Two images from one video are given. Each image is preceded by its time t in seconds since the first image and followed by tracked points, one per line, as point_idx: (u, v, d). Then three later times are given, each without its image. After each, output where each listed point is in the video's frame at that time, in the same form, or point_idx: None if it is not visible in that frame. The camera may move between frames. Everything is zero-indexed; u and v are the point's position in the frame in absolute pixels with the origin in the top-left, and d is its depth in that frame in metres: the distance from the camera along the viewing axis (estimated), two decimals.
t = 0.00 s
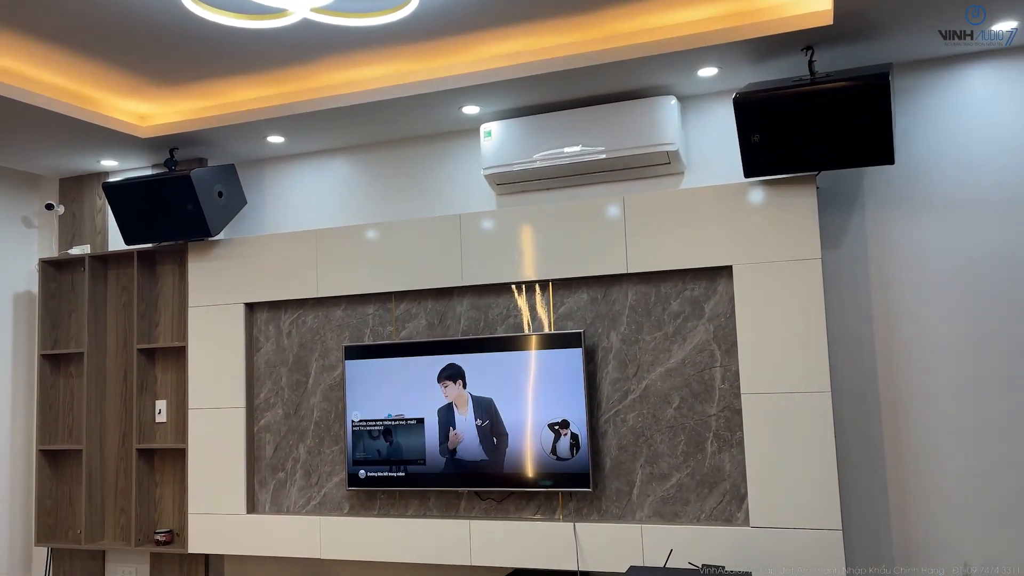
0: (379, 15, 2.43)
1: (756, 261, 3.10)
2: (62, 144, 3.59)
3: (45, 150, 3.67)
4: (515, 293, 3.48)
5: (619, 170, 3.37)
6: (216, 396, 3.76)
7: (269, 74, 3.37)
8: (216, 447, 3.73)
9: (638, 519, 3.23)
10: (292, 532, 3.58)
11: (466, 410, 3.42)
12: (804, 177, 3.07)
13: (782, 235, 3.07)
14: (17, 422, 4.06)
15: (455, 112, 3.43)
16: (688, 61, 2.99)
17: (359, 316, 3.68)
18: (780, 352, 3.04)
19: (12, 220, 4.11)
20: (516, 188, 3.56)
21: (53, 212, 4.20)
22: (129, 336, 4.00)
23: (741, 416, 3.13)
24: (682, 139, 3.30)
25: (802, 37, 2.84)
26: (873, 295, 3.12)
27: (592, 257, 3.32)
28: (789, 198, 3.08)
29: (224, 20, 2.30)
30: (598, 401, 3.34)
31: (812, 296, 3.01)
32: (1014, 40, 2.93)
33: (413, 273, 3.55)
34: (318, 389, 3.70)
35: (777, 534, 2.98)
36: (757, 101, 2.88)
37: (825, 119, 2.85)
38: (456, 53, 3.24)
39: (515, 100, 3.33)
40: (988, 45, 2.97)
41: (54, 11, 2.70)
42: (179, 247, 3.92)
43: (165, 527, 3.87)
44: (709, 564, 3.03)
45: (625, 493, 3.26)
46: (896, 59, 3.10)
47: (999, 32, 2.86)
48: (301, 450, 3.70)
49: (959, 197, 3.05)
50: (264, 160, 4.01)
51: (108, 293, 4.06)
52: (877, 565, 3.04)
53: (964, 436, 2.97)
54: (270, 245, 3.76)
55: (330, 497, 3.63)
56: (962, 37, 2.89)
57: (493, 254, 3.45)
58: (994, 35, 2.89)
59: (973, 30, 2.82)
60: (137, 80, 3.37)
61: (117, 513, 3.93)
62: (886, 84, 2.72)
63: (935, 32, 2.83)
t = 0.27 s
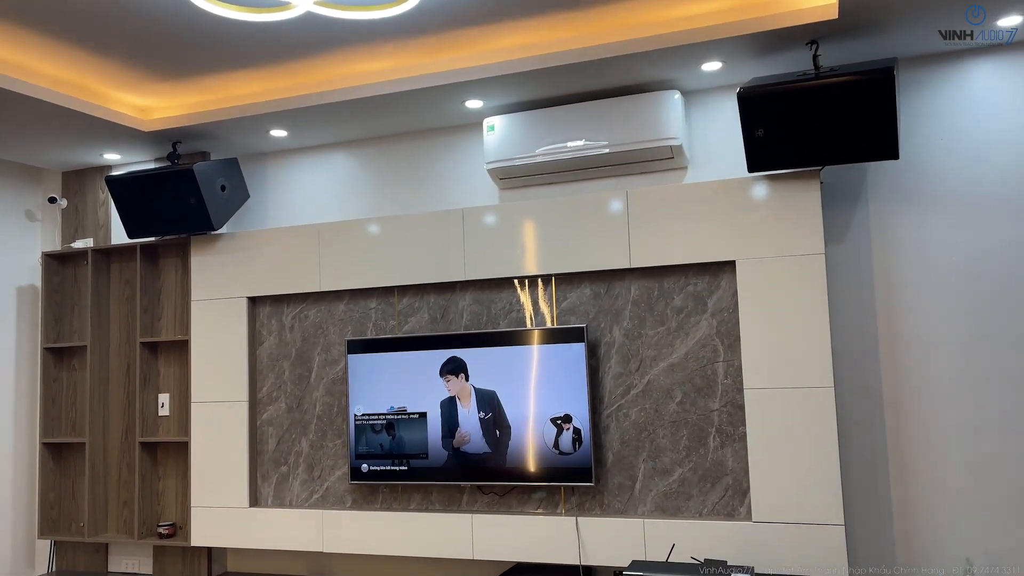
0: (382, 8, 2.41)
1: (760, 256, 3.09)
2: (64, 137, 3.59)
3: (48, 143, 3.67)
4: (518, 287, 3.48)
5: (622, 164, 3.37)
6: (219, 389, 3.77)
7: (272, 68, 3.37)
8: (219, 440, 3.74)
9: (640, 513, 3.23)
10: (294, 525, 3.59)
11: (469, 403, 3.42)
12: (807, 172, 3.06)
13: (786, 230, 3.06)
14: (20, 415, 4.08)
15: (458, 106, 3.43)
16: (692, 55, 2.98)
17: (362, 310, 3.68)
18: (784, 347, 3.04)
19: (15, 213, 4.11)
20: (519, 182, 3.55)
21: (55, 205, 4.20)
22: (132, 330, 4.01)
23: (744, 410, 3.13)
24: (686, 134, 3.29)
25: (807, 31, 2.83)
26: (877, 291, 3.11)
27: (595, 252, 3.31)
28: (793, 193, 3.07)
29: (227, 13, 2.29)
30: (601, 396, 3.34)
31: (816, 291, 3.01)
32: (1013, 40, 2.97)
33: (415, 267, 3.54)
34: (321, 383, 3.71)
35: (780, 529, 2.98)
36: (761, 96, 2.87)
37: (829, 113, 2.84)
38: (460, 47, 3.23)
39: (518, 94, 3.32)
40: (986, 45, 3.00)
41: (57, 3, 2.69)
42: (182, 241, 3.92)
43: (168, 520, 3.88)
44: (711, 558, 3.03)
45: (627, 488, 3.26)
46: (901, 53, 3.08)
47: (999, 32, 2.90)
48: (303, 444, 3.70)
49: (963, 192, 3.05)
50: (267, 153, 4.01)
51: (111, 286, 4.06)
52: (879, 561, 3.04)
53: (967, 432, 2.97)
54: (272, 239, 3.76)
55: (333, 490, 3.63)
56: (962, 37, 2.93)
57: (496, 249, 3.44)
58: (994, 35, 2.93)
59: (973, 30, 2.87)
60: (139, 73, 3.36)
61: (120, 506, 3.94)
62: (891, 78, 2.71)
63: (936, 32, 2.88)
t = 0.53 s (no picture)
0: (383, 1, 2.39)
1: (762, 251, 3.09)
2: (66, 130, 3.59)
3: (49, 135, 3.67)
4: (519, 281, 3.48)
5: (624, 158, 3.36)
6: (221, 382, 3.77)
7: (273, 61, 3.36)
8: (221, 433, 3.74)
9: (641, 507, 3.23)
10: (295, 518, 3.59)
11: (471, 395, 3.42)
12: (810, 166, 3.05)
13: (788, 225, 3.06)
14: (22, 407, 4.08)
15: (459, 99, 3.42)
16: (695, 49, 2.97)
17: (363, 304, 3.68)
18: (785, 342, 3.03)
19: (17, 206, 4.11)
20: (521, 175, 3.55)
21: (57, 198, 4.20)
22: (133, 323, 4.01)
23: (745, 405, 3.13)
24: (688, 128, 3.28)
25: (810, 25, 2.81)
26: (879, 286, 3.11)
27: (596, 246, 3.31)
28: (795, 187, 3.06)
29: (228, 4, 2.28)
30: (602, 390, 3.34)
31: (818, 286, 3.00)
32: (1012, 42, 3.00)
33: (417, 261, 3.54)
34: (322, 376, 3.71)
35: (781, 523, 2.98)
36: (764, 90, 2.86)
37: (832, 107, 2.83)
38: (462, 39, 3.22)
39: (520, 87, 3.31)
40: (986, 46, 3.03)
41: None
42: (184, 234, 3.92)
43: (170, 512, 3.89)
44: (712, 552, 3.04)
45: (628, 482, 3.26)
46: (904, 47, 3.07)
47: (998, 32, 2.94)
48: (305, 437, 3.71)
49: (966, 187, 3.04)
50: (269, 147, 4.00)
51: (113, 279, 4.06)
52: (879, 555, 3.04)
53: (968, 427, 2.97)
54: (274, 232, 3.76)
55: (334, 483, 3.64)
56: (962, 37, 2.98)
57: (497, 243, 3.44)
58: (994, 36, 2.97)
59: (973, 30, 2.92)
60: (140, 66, 3.36)
61: (122, 498, 3.95)
62: (894, 72, 2.70)
63: (936, 32, 2.92)
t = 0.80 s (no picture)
0: None
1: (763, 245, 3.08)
2: (67, 121, 3.58)
3: (50, 127, 3.66)
4: (520, 275, 3.48)
5: (626, 151, 3.35)
6: (222, 374, 3.78)
7: (275, 53, 3.35)
8: (222, 426, 3.75)
9: (641, 500, 3.24)
10: (296, 510, 3.60)
11: (474, 387, 3.42)
12: (812, 160, 3.04)
13: (789, 218, 3.05)
14: (24, 399, 4.09)
15: (461, 92, 3.41)
16: (697, 41, 2.96)
17: (364, 297, 3.69)
18: (786, 336, 3.03)
19: (18, 198, 4.11)
20: (523, 169, 3.54)
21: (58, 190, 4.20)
22: (134, 315, 4.01)
23: (745, 399, 3.13)
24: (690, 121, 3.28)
25: (813, 18, 2.80)
26: (880, 280, 3.10)
27: (598, 240, 3.31)
28: (797, 181, 3.06)
29: None
30: (602, 383, 3.34)
31: (819, 280, 3.00)
32: (1012, 42, 3.00)
33: (418, 254, 3.54)
34: (323, 369, 3.71)
35: (781, 516, 2.99)
36: (766, 83, 2.85)
37: (835, 100, 2.82)
38: (463, 32, 3.21)
39: (522, 80, 3.30)
40: (986, 46, 3.03)
41: None
42: (185, 226, 3.91)
43: (171, 504, 3.90)
44: (712, 546, 3.04)
45: (629, 475, 3.27)
46: (908, 41, 3.06)
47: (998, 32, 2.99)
48: (306, 430, 3.71)
49: (968, 181, 3.03)
50: (270, 139, 4.00)
51: (114, 271, 4.06)
52: (880, 549, 3.04)
53: (969, 421, 2.97)
54: (275, 225, 3.76)
55: (335, 476, 3.65)
56: (962, 37, 3.03)
57: (498, 236, 3.44)
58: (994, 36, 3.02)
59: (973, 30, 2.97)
60: (141, 57, 3.35)
61: (124, 490, 3.96)
62: (897, 65, 2.69)
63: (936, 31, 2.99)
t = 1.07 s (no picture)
0: None
1: (764, 238, 3.08)
2: (67, 113, 3.58)
3: (51, 119, 3.66)
4: (521, 268, 3.48)
5: (627, 144, 3.35)
6: (223, 367, 3.78)
7: (276, 45, 3.35)
8: (223, 418, 3.76)
9: (641, 493, 3.24)
10: (297, 502, 3.61)
11: (477, 380, 3.42)
12: (814, 153, 3.04)
13: (791, 212, 3.05)
14: (25, 391, 4.09)
15: (462, 84, 3.41)
16: (699, 34, 2.95)
17: (365, 290, 3.68)
18: (787, 328, 3.03)
19: (19, 190, 4.11)
20: (524, 162, 3.54)
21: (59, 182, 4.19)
22: (135, 307, 4.01)
23: (746, 392, 3.13)
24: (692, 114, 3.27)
25: (816, 10, 2.80)
26: (881, 274, 3.10)
27: (599, 233, 3.30)
28: (798, 174, 3.05)
29: None
30: (603, 376, 3.34)
31: (820, 274, 2.99)
32: (1013, 42, 2.99)
33: (419, 247, 3.54)
34: (324, 362, 3.71)
35: (781, 510, 2.99)
36: (768, 76, 2.85)
37: (836, 94, 2.82)
38: (465, 24, 3.20)
39: (523, 72, 3.30)
40: (987, 47, 3.02)
41: None
42: (186, 219, 3.91)
43: (172, 496, 3.91)
44: (712, 539, 3.05)
45: (629, 468, 3.27)
46: (910, 34, 3.06)
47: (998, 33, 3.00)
48: (307, 422, 3.72)
49: (970, 176, 3.03)
50: (271, 132, 3.99)
51: (115, 264, 4.06)
52: (879, 543, 3.05)
53: (969, 415, 2.97)
54: (275, 218, 3.75)
55: (335, 468, 3.65)
56: (963, 37, 3.05)
57: (499, 229, 3.44)
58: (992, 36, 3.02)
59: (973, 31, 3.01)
60: (141, 49, 3.34)
61: (125, 482, 3.97)
62: (900, 59, 2.68)
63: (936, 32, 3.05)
